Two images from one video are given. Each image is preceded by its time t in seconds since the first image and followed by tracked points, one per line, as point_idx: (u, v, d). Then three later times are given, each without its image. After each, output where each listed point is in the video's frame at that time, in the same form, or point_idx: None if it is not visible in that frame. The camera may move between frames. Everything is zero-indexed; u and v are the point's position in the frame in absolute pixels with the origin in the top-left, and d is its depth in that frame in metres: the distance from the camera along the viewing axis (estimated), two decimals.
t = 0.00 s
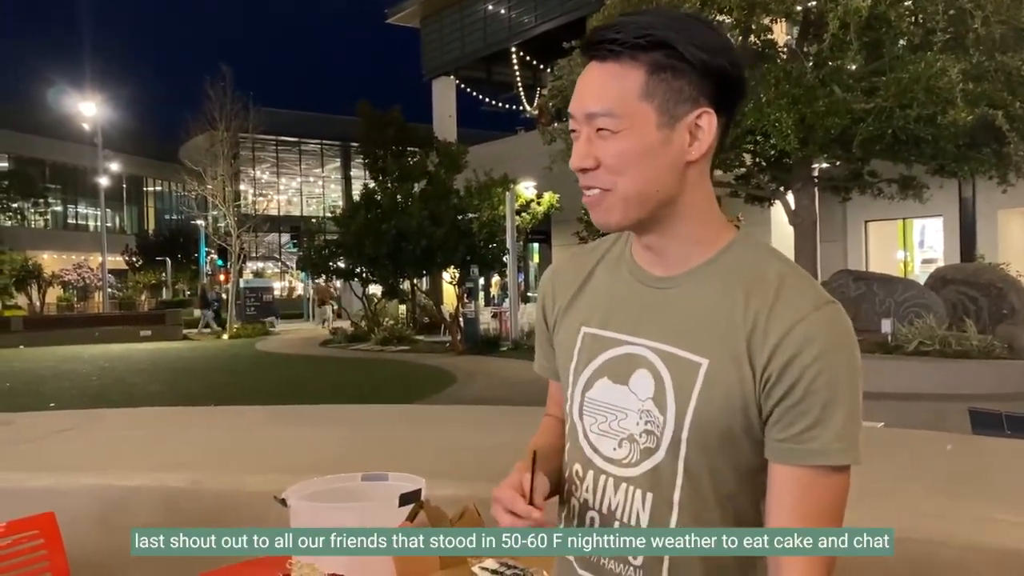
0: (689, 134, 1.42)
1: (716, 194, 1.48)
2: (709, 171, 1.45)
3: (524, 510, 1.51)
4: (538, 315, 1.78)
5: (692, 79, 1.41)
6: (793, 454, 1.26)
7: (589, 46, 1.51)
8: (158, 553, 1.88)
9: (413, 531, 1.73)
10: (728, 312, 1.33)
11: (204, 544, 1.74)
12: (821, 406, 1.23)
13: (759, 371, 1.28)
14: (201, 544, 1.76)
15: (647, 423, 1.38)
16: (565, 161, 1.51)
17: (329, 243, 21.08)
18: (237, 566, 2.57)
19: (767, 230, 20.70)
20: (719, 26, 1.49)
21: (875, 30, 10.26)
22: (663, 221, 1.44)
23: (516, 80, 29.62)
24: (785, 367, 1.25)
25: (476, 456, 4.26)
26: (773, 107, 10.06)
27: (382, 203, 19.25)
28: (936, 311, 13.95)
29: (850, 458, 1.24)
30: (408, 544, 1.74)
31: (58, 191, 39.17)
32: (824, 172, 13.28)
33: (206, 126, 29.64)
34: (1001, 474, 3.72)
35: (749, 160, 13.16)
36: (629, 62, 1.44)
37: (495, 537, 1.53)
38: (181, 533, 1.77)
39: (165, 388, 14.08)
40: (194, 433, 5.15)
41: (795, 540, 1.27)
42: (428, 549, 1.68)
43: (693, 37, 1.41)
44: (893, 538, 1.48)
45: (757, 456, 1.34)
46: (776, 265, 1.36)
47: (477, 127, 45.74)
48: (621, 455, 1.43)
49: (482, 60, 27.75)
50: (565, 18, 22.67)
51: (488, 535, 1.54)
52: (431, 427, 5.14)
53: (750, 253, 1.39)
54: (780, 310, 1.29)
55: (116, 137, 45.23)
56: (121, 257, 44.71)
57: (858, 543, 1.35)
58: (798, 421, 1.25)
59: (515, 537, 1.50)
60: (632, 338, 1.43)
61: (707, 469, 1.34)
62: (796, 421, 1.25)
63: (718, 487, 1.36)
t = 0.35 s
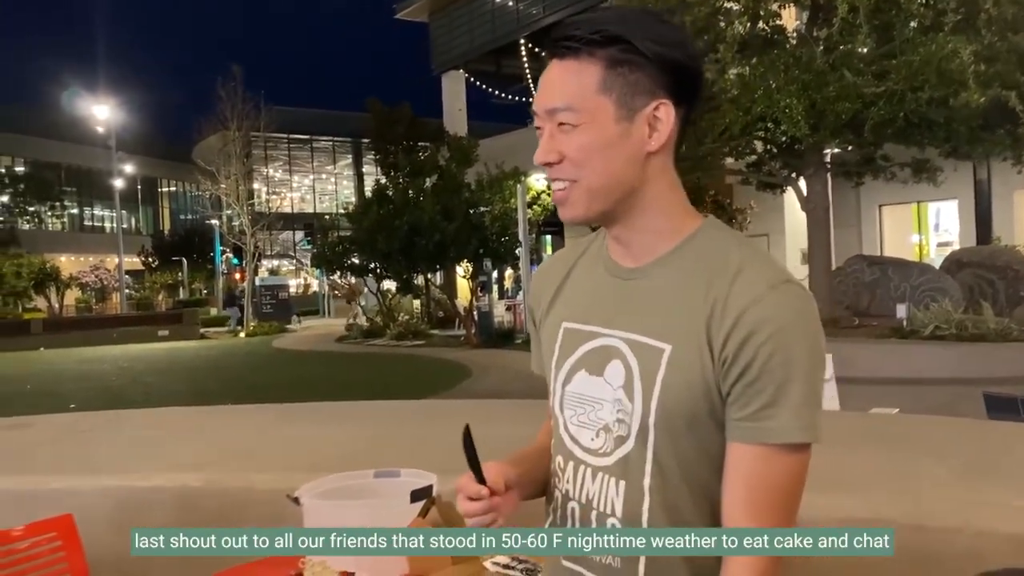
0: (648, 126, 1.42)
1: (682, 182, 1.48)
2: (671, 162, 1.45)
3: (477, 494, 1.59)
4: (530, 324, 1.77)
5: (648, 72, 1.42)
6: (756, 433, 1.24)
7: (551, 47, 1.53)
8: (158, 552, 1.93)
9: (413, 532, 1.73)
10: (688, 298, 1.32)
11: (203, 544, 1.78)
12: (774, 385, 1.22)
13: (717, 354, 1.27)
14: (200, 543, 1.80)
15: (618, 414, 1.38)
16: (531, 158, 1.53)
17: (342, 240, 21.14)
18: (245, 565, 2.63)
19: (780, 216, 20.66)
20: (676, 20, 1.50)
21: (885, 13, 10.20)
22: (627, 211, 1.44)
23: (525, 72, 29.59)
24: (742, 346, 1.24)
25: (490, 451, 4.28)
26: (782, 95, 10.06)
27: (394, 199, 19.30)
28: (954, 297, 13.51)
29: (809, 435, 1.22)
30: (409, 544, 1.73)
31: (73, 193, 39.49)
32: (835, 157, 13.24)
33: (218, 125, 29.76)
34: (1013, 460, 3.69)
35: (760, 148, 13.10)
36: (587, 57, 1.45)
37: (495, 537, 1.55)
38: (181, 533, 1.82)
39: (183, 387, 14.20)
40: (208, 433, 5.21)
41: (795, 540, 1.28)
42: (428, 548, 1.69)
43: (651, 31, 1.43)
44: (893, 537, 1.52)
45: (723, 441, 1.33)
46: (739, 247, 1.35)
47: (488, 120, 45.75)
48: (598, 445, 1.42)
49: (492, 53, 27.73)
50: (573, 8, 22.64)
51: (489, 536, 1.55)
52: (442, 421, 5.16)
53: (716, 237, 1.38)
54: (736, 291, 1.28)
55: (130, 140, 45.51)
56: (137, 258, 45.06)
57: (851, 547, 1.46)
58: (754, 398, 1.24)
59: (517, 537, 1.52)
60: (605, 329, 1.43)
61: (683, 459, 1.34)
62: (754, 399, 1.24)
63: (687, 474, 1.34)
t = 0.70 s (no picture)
0: (631, 99, 1.51)
1: (667, 151, 1.57)
2: (655, 134, 1.54)
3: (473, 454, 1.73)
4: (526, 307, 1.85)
5: (632, 47, 1.50)
6: (729, 391, 1.31)
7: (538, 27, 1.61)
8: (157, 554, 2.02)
9: (414, 531, 1.78)
10: (670, 264, 1.41)
11: (205, 543, 1.89)
12: (747, 346, 1.30)
13: (695, 317, 1.35)
14: (201, 543, 1.90)
15: (604, 387, 1.47)
16: (521, 131, 1.62)
17: (370, 219, 21.20)
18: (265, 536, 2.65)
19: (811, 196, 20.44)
20: None
21: None
22: (613, 182, 1.54)
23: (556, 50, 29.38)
24: (718, 310, 1.32)
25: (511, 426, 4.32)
26: (815, 72, 9.85)
27: (422, 178, 19.36)
28: (985, 278, 13.58)
29: (784, 392, 1.29)
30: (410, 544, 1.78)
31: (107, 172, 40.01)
32: (867, 137, 13.08)
33: (248, 105, 29.95)
34: None
35: (790, 127, 12.96)
36: (575, 34, 1.53)
37: (496, 538, 1.67)
38: (181, 534, 1.91)
39: (214, 363, 14.41)
40: (236, 406, 5.29)
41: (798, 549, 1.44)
42: (427, 548, 1.77)
43: (638, 8, 1.50)
44: (890, 537, 1.72)
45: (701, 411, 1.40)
46: (722, 215, 1.43)
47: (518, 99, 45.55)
48: (585, 414, 1.52)
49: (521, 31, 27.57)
50: None
51: (489, 536, 1.67)
52: (465, 398, 5.20)
53: (699, 206, 1.47)
54: (714, 255, 1.36)
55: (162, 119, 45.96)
56: (169, 236, 45.60)
57: (852, 546, 1.67)
58: (730, 358, 1.31)
59: (517, 538, 1.63)
60: (595, 301, 1.52)
61: (666, 431, 1.42)
62: (728, 361, 1.31)
63: (670, 448, 1.42)
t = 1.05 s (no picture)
0: (550, 115, 1.48)
1: (629, 129, 1.49)
2: (602, 120, 1.47)
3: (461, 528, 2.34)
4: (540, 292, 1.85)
5: (538, 69, 1.48)
6: (728, 368, 1.28)
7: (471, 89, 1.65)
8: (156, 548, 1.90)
9: (413, 531, 1.74)
10: (664, 239, 1.37)
11: (205, 544, 1.80)
12: (745, 319, 1.26)
13: (688, 295, 1.31)
14: (202, 544, 1.81)
15: (600, 369, 1.45)
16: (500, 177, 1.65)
17: (395, 194, 21.24)
18: (275, 509, 2.59)
19: (840, 176, 20.21)
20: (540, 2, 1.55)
21: None
22: (583, 192, 1.51)
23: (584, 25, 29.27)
24: (712, 283, 1.28)
25: (526, 403, 4.32)
26: (846, 48, 9.63)
27: (448, 153, 19.32)
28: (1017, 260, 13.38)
29: (784, 366, 1.26)
30: (409, 543, 1.74)
31: (137, 144, 40.43)
32: (900, 116, 12.86)
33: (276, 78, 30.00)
34: None
35: (820, 105, 12.80)
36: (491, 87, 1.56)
37: (495, 537, 1.71)
38: (181, 534, 1.81)
39: (239, 334, 14.59)
40: (258, 377, 5.35)
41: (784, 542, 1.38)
42: (426, 548, 1.73)
43: (516, 46, 1.51)
44: (893, 539, 1.66)
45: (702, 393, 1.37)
46: (709, 187, 1.38)
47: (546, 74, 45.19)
48: (583, 394, 1.49)
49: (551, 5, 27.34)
50: None
51: (488, 535, 1.70)
52: (484, 374, 5.22)
53: (682, 185, 1.40)
54: (706, 227, 1.32)
55: (192, 92, 46.28)
56: (198, 208, 46.03)
57: (852, 547, 1.64)
58: (726, 335, 1.28)
59: (515, 537, 1.66)
60: (590, 281, 1.49)
61: (658, 407, 1.39)
62: (725, 338, 1.28)
63: (666, 431, 1.39)
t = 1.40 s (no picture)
0: (492, 122, 1.55)
1: (570, 125, 1.55)
2: (540, 119, 1.54)
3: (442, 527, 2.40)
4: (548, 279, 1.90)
5: (476, 78, 1.57)
6: (642, 355, 1.32)
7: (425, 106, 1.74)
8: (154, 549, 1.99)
9: (412, 530, 1.78)
10: (595, 234, 1.43)
11: (206, 544, 1.92)
12: (646, 306, 1.31)
13: (610, 289, 1.38)
14: (202, 543, 1.94)
15: (563, 364, 1.51)
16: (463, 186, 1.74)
17: (403, 182, 21.23)
18: (275, 494, 2.61)
19: (849, 166, 20.14)
20: (472, 17, 1.64)
21: None
22: (535, 192, 1.58)
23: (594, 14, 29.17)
24: (622, 275, 1.34)
25: (526, 391, 4.32)
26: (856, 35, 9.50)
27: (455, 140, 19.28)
28: None
29: (698, 350, 1.29)
30: (409, 544, 1.78)
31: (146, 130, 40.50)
32: (910, 106, 12.77)
33: (285, 65, 29.97)
34: None
35: (829, 94, 12.74)
36: (439, 99, 1.64)
37: (494, 537, 1.65)
38: (182, 534, 1.93)
39: (246, 321, 14.63)
40: (262, 363, 5.36)
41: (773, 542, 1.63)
42: (427, 548, 1.77)
43: (451, 58, 1.59)
44: (892, 538, 1.81)
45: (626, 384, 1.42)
46: (639, 178, 1.42)
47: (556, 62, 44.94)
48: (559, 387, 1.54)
49: None
50: None
51: (488, 535, 1.66)
52: (486, 361, 5.23)
53: (625, 175, 1.44)
54: (625, 220, 1.37)
55: (201, 78, 46.29)
56: (206, 195, 46.07)
57: (853, 546, 1.77)
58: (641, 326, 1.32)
59: (517, 537, 1.59)
60: (553, 278, 1.56)
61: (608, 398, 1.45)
62: (640, 330, 1.32)
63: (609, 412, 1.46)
